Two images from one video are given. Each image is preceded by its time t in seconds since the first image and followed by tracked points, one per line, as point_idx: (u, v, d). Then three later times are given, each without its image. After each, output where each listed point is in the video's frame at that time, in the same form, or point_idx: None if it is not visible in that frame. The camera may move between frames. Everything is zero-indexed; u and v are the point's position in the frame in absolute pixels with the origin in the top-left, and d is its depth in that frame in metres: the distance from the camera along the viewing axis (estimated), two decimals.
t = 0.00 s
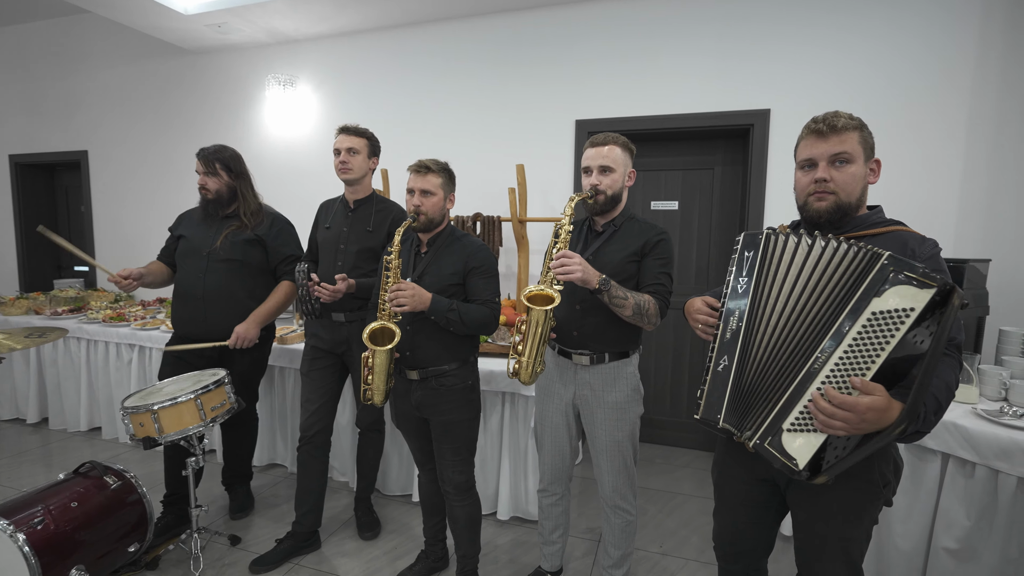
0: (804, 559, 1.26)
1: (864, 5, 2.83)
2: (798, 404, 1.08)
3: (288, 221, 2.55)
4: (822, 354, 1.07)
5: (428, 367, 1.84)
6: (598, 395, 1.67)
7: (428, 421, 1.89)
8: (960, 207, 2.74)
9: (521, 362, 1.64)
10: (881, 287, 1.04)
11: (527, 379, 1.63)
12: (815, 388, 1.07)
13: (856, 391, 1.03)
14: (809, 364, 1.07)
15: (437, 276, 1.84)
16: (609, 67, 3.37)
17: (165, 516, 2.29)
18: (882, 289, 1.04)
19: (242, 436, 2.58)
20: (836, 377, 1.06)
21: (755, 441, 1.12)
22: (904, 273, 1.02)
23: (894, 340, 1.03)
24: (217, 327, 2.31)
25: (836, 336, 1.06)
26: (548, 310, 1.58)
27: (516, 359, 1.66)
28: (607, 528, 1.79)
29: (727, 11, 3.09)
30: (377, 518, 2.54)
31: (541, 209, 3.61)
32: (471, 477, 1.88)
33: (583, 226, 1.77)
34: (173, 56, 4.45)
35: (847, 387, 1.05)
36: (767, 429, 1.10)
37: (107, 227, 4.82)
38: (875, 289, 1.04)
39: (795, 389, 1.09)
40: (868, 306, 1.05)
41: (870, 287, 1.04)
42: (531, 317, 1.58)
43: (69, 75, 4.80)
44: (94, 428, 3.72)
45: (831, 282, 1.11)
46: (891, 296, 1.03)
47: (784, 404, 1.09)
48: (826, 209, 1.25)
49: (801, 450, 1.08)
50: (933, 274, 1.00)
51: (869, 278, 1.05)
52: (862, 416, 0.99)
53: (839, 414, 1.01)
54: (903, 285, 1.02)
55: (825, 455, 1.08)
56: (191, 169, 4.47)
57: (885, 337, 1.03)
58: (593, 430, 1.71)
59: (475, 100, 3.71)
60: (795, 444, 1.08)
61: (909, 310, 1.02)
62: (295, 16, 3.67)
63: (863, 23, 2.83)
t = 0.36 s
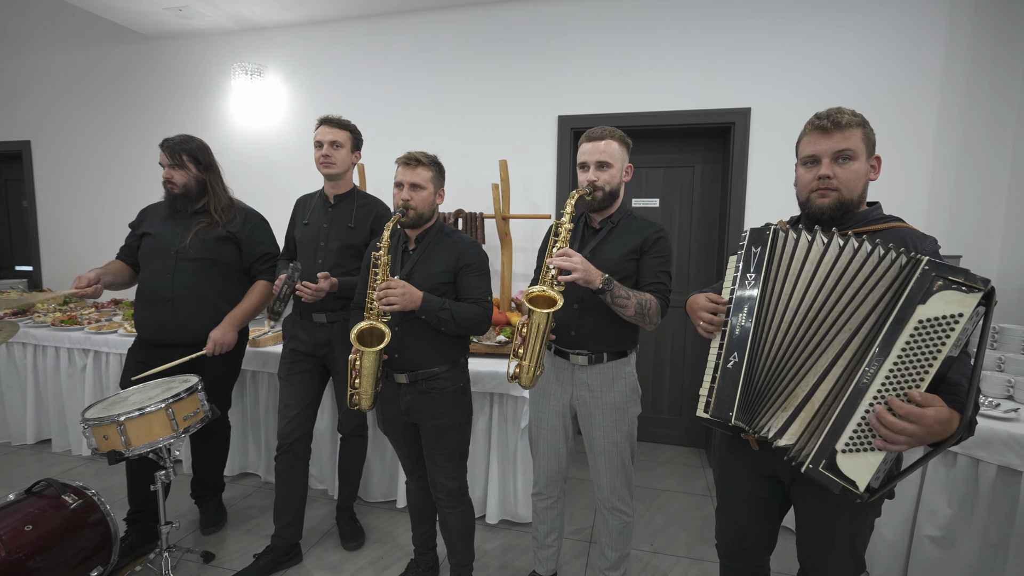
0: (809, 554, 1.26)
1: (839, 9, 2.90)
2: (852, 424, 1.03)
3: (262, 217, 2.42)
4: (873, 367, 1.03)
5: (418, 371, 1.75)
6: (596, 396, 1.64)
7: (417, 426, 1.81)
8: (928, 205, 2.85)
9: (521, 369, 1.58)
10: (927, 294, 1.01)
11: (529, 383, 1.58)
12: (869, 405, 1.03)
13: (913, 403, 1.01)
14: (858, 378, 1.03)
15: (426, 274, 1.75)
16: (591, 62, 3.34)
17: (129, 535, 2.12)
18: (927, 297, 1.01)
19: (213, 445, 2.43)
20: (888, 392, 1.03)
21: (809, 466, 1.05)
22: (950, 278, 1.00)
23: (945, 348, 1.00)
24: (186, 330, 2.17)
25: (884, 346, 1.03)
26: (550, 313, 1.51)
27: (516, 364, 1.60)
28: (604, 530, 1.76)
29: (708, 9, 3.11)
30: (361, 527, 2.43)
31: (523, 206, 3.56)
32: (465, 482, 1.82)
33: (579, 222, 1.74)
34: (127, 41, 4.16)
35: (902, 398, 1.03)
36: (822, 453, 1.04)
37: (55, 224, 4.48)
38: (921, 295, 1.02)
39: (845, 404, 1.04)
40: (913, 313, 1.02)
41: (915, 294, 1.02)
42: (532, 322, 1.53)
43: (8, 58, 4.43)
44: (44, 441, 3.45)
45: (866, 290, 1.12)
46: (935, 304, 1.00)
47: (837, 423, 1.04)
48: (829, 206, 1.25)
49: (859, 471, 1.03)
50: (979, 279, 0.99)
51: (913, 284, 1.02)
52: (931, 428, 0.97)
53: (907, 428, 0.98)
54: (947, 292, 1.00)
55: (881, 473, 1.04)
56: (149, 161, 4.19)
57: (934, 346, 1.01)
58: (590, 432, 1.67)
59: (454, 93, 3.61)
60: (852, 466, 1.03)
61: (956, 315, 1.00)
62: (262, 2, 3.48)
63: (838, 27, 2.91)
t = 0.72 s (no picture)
0: (806, 548, 1.30)
1: (811, 19, 3.01)
2: (884, 436, 1.04)
3: (240, 218, 2.33)
4: (900, 378, 1.04)
5: (412, 375, 1.71)
6: (593, 398, 1.64)
7: (411, 432, 1.77)
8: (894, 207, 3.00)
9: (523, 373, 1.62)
10: (948, 303, 1.02)
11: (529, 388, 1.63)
12: (898, 416, 1.04)
13: (941, 410, 1.03)
14: (888, 390, 1.04)
15: (420, 276, 1.72)
16: (573, 64, 3.35)
17: (99, 556, 2.00)
18: (949, 306, 1.02)
19: (189, 457, 2.32)
20: (917, 401, 1.04)
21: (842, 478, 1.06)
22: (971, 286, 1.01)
23: (968, 355, 1.02)
24: (160, 337, 2.06)
25: (908, 356, 1.04)
26: (550, 318, 1.54)
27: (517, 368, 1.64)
28: (600, 530, 1.77)
29: (687, 15, 3.17)
30: (348, 537, 2.37)
31: (506, 207, 3.55)
32: (460, 488, 1.80)
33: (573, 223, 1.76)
34: (83, 30, 3.92)
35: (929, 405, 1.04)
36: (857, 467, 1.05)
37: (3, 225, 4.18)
38: (943, 304, 1.02)
39: (874, 416, 1.05)
40: (935, 322, 1.03)
41: (938, 303, 1.02)
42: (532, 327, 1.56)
43: None
44: None
45: (883, 297, 1.13)
46: (959, 313, 1.02)
47: (869, 436, 1.05)
48: (824, 208, 1.30)
49: (893, 481, 1.04)
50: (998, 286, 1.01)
51: (935, 293, 1.03)
52: (961, 435, 1.00)
53: (940, 437, 1.00)
54: (969, 300, 1.02)
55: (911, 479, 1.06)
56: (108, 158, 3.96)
57: (957, 353, 1.03)
58: (586, 434, 1.67)
59: (434, 92, 3.56)
60: (885, 476, 1.04)
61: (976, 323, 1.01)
62: None
63: (810, 36, 3.02)
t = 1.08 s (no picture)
0: (801, 535, 1.36)
1: (786, 29, 3.14)
2: (900, 445, 1.12)
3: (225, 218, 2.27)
4: (916, 391, 1.11)
5: (412, 378, 1.70)
6: (593, 397, 1.68)
7: (410, 434, 1.76)
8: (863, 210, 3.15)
9: (527, 374, 1.67)
10: (963, 317, 1.08)
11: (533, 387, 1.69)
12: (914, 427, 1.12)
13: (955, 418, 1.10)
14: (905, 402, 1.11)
15: (419, 278, 1.71)
16: (558, 67, 3.39)
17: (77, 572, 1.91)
18: (963, 321, 1.09)
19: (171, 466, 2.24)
20: (931, 411, 1.11)
21: (865, 486, 1.13)
22: (983, 302, 1.07)
23: (980, 367, 1.08)
24: (142, 342, 1.98)
25: (924, 368, 1.10)
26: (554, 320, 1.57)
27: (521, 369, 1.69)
28: (598, 527, 1.81)
29: (669, 21, 3.25)
30: (339, 542, 2.33)
31: (491, 207, 3.55)
32: (460, 489, 1.80)
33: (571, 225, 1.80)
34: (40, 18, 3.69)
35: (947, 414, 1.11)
36: (874, 475, 1.13)
37: None
38: (958, 318, 1.09)
39: (893, 427, 1.12)
40: (951, 337, 1.09)
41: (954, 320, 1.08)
42: (536, 329, 1.62)
43: None
44: None
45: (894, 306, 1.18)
46: (973, 328, 1.08)
47: (886, 447, 1.13)
48: (814, 211, 1.38)
49: (908, 486, 1.13)
50: (1007, 300, 1.06)
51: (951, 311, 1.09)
52: (971, 441, 1.08)
53: (956, 447, 1.08)
54: (981, 315, 1.08)
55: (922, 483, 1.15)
56: (69, 153, 3.74)
57: (969, 366, 1.09)
58: (586, 433, 1.71)
59: (418, 91, 3.53)
60: (900, 482, 1.13)
61: (986, 336, 1.08)
62: None
63: (785, 45, 3.15)
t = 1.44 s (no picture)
0: (789, 520, 1.45)
1: (761, 39, 3.29)
2: (873, 405, 1.19)
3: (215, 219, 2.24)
4: (873, 353, 1.21)
5: (414, 378, 1.72)
6: (593, 394, 1.75)
7: (411, 434, 1.78)
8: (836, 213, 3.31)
9: (532, 373, 1.73)
10: (897, 279, 1.20)
11: (538, 387, 1.74)
12: (881, 383, 1.20)
13: (917, 365, 1.19)
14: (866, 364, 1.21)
15: (421, 279, 1.73)
16: (545, 71, 3.45)
17: None
18: (898, 283, 1.20)
19: (160, 473, 2.19)
20: (893, 366, 1.20)
21: (852, 450, 1.19)
22: (912, 263, 1.19)
23: (923, 321, 1.19)
24: (131, 345, 1.94)
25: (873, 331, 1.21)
26: (559, 322, 1.63)
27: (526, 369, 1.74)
28: (596, 520, 1.87)
29: (652, 29, 3.35)
30: (335, 544, 2.32)
31: (479, 208, 3.58)
32: (462, 487, 1.84)
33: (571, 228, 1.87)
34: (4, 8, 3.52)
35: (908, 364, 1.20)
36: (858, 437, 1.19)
37: None
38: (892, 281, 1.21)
39: (862, 390, 1.21)
40: (890, 299, 1.21)
41: (886, 283, 1.20)
42: (540, 331, 1.67)
43: None
44: None
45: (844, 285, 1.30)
46: (906, 287, 1.20)
47: (863, 406, 1.20)
48: (805, 214, 1.46)
49: (894, 443, 1.17)
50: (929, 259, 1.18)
51: (882, 275, 1.21)
52: (935, 382, 1.16)
53: (919, 390, 1.16)
54: (912, 274, 1.19)
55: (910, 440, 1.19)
56: (37, 150, 3.58)
57: (914, 321, 1.19)
58: (586, 429, 1.77)
59: (405, 93, 3.53)
60: (884, 439, 1.18)
61: (923, 293, 1.19)
62: None
63: (761, 55, 3.30)
